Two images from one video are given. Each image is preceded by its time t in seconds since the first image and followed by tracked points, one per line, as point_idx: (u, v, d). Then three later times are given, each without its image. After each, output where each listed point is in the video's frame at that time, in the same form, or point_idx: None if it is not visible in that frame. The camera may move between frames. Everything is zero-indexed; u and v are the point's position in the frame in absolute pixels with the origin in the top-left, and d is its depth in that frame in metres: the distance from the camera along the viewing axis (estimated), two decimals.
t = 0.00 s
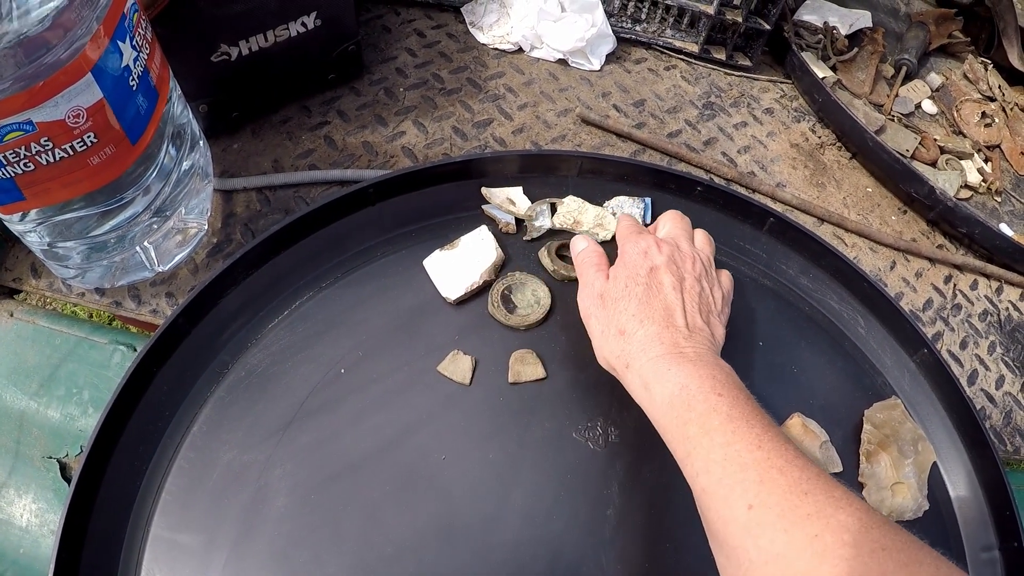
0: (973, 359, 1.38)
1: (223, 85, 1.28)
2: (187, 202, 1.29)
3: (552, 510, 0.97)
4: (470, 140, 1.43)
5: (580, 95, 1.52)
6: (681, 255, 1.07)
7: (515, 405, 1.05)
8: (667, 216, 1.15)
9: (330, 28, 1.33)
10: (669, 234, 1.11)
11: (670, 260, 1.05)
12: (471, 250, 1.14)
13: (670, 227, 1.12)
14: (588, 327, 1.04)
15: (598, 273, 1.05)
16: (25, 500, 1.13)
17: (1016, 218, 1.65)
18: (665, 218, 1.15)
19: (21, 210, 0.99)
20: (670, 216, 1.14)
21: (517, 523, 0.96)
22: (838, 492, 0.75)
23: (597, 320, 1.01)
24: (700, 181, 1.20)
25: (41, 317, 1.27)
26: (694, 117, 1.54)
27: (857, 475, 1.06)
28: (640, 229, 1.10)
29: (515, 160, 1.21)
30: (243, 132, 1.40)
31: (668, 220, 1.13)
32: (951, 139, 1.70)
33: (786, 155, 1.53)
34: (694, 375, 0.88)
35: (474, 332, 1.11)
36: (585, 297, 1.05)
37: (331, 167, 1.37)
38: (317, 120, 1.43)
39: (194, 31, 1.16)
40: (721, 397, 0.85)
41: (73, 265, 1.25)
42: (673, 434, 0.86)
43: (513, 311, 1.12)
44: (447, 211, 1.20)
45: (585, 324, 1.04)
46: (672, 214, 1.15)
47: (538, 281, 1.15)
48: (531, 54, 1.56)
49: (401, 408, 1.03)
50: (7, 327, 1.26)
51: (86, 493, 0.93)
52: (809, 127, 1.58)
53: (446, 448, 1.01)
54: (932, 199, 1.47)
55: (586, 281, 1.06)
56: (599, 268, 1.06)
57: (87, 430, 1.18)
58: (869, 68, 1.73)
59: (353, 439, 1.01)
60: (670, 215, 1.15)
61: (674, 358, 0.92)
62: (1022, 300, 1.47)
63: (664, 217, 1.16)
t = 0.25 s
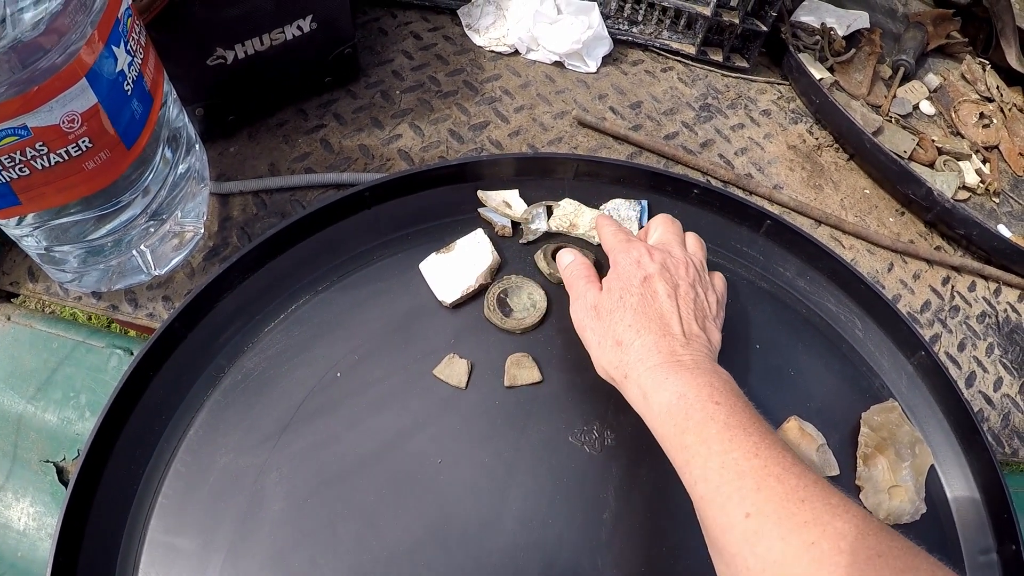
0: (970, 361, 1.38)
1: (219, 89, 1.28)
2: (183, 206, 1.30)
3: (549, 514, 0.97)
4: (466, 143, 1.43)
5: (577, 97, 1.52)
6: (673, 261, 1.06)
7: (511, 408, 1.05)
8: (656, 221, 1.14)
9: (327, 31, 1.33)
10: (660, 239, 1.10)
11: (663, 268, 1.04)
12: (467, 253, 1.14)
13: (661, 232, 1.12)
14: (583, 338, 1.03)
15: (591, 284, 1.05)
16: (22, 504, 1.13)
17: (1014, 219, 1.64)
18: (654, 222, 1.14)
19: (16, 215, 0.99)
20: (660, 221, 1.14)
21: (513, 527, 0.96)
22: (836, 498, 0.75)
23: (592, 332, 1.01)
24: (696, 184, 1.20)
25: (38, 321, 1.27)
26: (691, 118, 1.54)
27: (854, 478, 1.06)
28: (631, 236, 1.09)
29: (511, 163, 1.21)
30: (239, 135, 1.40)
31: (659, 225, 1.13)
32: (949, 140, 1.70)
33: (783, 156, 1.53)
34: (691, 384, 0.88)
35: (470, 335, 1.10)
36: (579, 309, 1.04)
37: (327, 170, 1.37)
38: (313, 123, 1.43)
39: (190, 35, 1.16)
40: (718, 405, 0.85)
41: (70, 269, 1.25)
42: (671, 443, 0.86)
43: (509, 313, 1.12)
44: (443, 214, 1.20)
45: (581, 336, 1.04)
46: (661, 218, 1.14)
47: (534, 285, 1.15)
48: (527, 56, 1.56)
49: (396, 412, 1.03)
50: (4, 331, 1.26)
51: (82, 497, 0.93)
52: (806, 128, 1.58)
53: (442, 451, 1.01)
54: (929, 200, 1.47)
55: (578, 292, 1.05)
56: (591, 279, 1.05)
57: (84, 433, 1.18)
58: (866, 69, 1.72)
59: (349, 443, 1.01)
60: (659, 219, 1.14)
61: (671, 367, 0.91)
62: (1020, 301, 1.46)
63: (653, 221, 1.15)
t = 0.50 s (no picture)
0: (969, 360, 1.37)
1: (215, 89, 1.28)
2: (179, 206, 1.30)
3: (545, 514, 0.97)
4: (463, 143, 1.42)
5: (574, 97, 1.52)
6: (688, 261, 1.07)
7: (508, 408, 1.04)
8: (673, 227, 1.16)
9: (323, 31, 1.32)
10: (676, 241, 1.12)
11: (679, 264, 1.06)
12: (463, 253, 1.14)
13: (677, 235, 1.13)
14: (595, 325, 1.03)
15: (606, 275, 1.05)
16: (19, 506, 1.13)
17: (1012, 218, 1.64)
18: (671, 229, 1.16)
19: (12, 217, 0.98)
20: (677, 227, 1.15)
21: (509, 527, 0.96)
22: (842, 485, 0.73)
23: (605, 317, 1.01)
24: (694, 183, 1.20)
25: (35, 322, 1.27)
26: (688, 118, 1.53)
27: (852, 478, 1.05)
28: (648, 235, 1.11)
29: (508, 163, 1.21)
30: (236, 135, 1.40)
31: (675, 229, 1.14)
32: (948, 139, 1.70)
33: (781, 156, 1.52)
34: (703, 369, 0.88)
35: (467, 335, 1.10)
36: (592, 297, 1.04)
37: (323, 170, 1.37)
38: (310, 123, 1.42)
39: (186, 36, 1.16)
40: (730, 390, 0.84)
41: (66, 270, 1.24)
42: (681, 425, 0.85)
43: (505, 313, 1.11)
44: (440, 215, 1.20)
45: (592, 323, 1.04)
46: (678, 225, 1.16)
47: (530, 286, 1.14)
48: (524, 56, 1.56)
49: (393, 413, 1.03)
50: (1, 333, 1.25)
51: (79, 499, 0.92)
52: (804, 128, 1.58)
53: (439, 452, 1.01)
54: (928, 199, 1.47)
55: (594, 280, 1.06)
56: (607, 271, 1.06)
57: (81, 435, 1.18)
58: (864, 69, 1.72)
59: (345, 444, 1.00)
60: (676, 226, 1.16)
61: (683, 353, 0.91)
62: (1018, 301, 1.46)
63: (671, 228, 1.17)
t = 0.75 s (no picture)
0: (961, 359, 1.38)
1: (211, 90, 1.28)
2: (174, 207, 1.30)
3: (539, 511, 0.98)
4: (458, 144, 1.43)
5: (568, 98, 1.53)
6: (687, 255, 1.09)
7: (502, 407, 1.05)
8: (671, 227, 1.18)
9: (318, 32, 1.33)
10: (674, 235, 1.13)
11: (679, 256, 1.07)
12: (457, 253, 1.15)
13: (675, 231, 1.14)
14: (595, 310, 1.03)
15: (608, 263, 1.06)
16: (15, 506, 1.13)
17: (1005, 218, 1.65)
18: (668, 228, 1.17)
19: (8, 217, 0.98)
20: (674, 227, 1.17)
21: (504, 525, 0.97)
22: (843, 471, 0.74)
23: (607, 301, 1.01)
24: (686, 183, 1.21)
25: (32, 323, 1.27)
26: (682, 119, 1.54)
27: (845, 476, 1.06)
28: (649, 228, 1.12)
29: (501, 163, 1.22)
30: (231, 136, 1.40)
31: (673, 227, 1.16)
32: (941, 139, 1.71)
33: (775, 156, 1.53)
34: (706, 352, 0.88)
35: (461, 334, 1.11)
36: (591, 284, 1.04)
37: (319, 171, 1.37)
38: (305, 124, 1.43)
39: (181, 38, 1.17)
40: (734, 373, 0.85)
41: (62, 271, 1.25)
42: (684, 407, 0.85)
43: (499, 313, 1.12)
44: (434, 215, 1.20)
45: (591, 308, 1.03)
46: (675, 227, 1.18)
47: (525, 286, 1.15)
48: (518, 57, 1.57)
49: (387, 412, 1.03)
50: None
51: (75, 498, 0.93)
52: (797, 128, 1.59)
53: (433, 450, 1.01)
54: (920, 199, 1.48)
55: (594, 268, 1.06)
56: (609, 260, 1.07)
57: (77, 435, 1.18)
58: (858, 69, 1.73)
59: (340, 444, 1.01)
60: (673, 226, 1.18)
61: (687, 336, 0.92)
62: (1011, 300, 1.47)
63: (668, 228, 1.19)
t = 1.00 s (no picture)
0: (961, 355, 1.38)
1: (210, 89, 1.29)
2: (174, 206, 1.31)
3: (538, 507, 0.98)
4: (457, 142, 1.44)
5: (567, 96, 1.53)
6: (698, 256, 1.08)
7: (502, 403, 1.05)
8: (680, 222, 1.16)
9: (317, 31, 1.33)
10: (683, 234, 1.12)
11: (691, 259, 1.06)
12: (457, 250, 1.15)
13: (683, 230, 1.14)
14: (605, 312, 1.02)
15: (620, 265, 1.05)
16: (16, 504, 1.14)
17: (1004, 215, 1.65)
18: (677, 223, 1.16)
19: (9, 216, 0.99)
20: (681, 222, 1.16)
21: (504, 520, 0.97)
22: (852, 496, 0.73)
23: (618, 307, 1.00)
24: (685, 180, 1.21)
25: (32, 321, 1.28)
26: (680, 116, 1.55)
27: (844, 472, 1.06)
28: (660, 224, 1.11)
29: (500, 161, 1.22)
30: (231, 135, 1.41)
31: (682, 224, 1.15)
32: (939, 137, 1.71)
33: (773, 153, 1.54)
34: (719, 365, 0.88)
35: (460, 331, 1.11)
36: (601, 286, 1.03)
37: (319, 169, 1.38)
38: (305, 123, 1.43)
39: (181, 37, 1.17)
40: (748, 388, 0.85)
41: (63, 269, 1.25)
42: (697, 421, 0.85)
43: (499, 309, 1.12)
44: (434, 212, 1.21)
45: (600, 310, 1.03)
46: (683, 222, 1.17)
47: (524, 283, 1.15)
48: (516, 55, 1.57)
49: (387, 408, 1.04)
50: None
51: (76, 495, 0.93)
52: (796, 125, 1.59)
53: (433, 446, 1.01)
54: (919, 196, 1.48)
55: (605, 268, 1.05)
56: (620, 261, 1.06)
57: (78, 432, 1.19)
58: (856, 67, 1.73)
59: (340, 440, 1.01)
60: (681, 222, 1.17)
61: (699, 348, 0.91)
62: (1010, 296, 1.47)
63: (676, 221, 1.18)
